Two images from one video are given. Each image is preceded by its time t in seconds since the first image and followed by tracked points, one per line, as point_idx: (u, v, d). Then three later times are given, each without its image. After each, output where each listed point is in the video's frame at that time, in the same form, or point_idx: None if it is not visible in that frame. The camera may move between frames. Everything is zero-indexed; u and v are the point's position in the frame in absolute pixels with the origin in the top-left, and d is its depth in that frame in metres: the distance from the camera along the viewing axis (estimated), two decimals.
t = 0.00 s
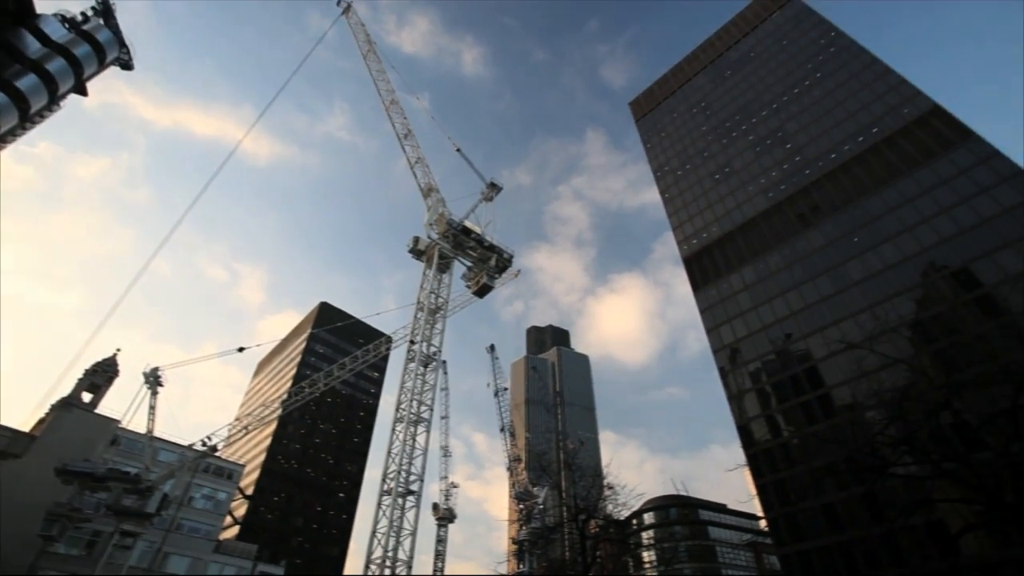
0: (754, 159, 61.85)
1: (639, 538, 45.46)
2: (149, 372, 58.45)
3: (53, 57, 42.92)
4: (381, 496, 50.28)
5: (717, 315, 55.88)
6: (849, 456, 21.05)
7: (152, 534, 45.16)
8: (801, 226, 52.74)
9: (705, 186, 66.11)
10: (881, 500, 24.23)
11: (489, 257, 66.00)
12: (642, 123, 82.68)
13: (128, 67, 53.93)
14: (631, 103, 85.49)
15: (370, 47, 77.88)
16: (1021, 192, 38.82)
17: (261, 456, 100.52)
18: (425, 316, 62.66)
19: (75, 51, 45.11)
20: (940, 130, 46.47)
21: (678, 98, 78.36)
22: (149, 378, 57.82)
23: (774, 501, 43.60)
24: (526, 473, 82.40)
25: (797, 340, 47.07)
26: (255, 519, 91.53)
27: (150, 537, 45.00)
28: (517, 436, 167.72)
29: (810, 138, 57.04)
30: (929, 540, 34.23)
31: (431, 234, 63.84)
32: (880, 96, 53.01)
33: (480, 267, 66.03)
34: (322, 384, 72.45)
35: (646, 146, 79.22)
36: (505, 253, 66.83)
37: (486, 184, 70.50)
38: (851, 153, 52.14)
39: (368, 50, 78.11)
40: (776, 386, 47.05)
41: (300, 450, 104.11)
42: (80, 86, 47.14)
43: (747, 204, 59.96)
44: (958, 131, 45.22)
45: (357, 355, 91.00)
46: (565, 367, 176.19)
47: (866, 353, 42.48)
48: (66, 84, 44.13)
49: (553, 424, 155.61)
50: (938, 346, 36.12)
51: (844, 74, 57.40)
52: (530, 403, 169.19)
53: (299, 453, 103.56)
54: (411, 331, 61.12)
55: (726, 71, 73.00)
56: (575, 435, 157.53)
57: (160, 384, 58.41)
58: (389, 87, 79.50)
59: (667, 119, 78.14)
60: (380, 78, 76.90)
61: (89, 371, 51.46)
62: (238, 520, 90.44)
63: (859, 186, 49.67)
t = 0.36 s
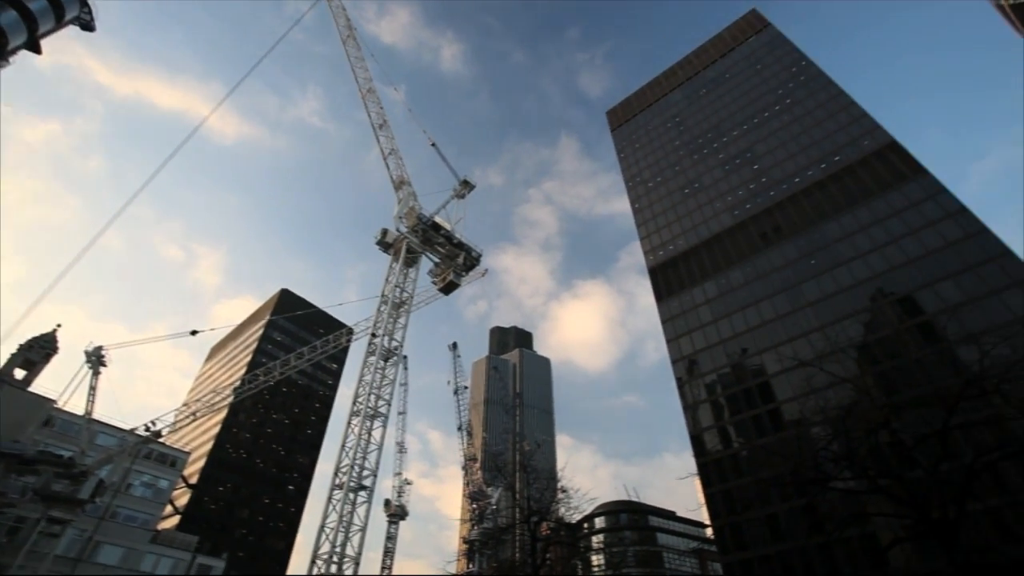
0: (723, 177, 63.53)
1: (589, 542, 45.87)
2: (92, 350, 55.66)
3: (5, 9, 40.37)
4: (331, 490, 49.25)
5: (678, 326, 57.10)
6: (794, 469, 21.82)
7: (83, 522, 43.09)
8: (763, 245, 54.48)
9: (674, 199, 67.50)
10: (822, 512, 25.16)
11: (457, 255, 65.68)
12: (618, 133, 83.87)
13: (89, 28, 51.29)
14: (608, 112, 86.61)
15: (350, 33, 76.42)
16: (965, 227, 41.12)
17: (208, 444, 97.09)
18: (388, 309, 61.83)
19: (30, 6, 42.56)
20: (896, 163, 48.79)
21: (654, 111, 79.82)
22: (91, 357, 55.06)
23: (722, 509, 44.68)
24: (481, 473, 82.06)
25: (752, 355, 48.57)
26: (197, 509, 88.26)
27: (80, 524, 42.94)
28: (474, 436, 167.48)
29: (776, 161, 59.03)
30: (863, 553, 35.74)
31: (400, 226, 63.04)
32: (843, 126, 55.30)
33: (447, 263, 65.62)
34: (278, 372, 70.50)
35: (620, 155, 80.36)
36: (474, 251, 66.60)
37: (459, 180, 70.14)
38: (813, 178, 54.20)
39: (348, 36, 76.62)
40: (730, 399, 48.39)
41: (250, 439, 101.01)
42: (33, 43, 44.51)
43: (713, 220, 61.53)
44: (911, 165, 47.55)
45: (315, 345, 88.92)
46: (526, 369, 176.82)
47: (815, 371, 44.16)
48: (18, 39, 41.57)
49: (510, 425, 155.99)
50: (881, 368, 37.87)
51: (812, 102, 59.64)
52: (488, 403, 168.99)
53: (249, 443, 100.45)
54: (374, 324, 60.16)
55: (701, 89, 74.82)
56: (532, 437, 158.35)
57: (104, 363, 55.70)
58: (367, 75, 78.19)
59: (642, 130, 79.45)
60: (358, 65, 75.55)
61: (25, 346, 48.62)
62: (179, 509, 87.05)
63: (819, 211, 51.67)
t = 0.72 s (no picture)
0: (695, 190, 64.88)
1: (546, 544, 46.08)
2: (37, 328, 52.89)
3: None
4: (287, 483, 48.10)
5: (644, 334, 57.99)
6: (748, 478, 22.37)
7: (16, 508, 40.90)
8: (730, 259, 55.86)
9: (647, 209, 68.55)
10: (772, 521, 25.84)
11: (429, 251, 65.18)
12: (596, 140, 84.71)
13: None
14: (587, 118, 87.43)
15: (333, 19, 74.97)
16: (919, 253, 43.05)
17: (159, 431, 93.60)
18: (355, 302, 60.88)
19: None
20: (859, 187, 50.74)
21: (632, 121, 80.95)
22: (36, 335, 52.32)
23: (677, 516, 45.48)
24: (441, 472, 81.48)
25: (714, 366, 49.73)
26: (143, 498, 84.90)
27: (12, 510, 40.74)
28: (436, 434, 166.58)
29: (747, 179, 60.62)
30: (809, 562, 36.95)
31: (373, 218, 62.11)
32: (812, 149, 57.21)
33: (419, 259, 65.02)
34: (237, 360, 68.53)
35: (597, 162, 81.15)
36: (446, 248, 66.15)
37: (435, 176, 69.62)
38: (781, 197, 55.87)
39: (331, 21, 75.18)
40: (690, 408, 49.39)
41: (204, 428, 97.83)
42: None
43: (683, 232, 62.75)
44: (873, 191, 49.56)
45: (278, 334, 86.83)
46: (492, 368, 176.81)
47: (773, 384, 45.49)
48: None
49: (473, 424, 155.75)
50: (835, 384, 39.27)
51: (784, 123, 61.53)
52: (452, 401, 168.27)
53: (202, 431, 97.24)
54: (340, 316, 59.12)
55: (679, 103, 76.29)
56: (494, 437, 158.47)
57: (49, 342, 53.01)
58: (348, 63, 76.86)
59: (620, 138, 80.38)
60: (339, 52, 74.20)
61: None
62: (123, 498, 83.59)
63: (784, 229, 53.31)
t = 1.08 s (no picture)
0: (670, 201, 66.01)
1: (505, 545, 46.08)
2: None
3: None
4: (243, 475, 46.90)
5: (612, 339, 58.66)
6: (707, 484, 22.82)
7: None
8: (700, 271, 57.04)
9: (623, 216, 69.38)
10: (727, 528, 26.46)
11: (403, 245, 64.57)
12: (576, 144, 85.46)
13: None
14: (568, 123, 88.15)
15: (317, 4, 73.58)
16: (878, 275, 44.80)
17: (109, 416, 89.98)
18: (324, 292, 59.80)
19: None
20: (825, 208, 52.52)
21: (612, 129, 81.97)
22: None
23: (635, 520, 46.09)
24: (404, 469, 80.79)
25: (679, 375, 50.68)
26: (88, 486, 81.43)
27: None
28: (400, 429, 164.89)
29: (720, 193, 62.03)
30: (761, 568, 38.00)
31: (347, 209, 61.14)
32: (784, 168, 58.96)
33: (391, 253, 64.33)
34: (197, 346, 66.41)
35: (576, 166, 81.85)
36: (420, 244, 65.63)
37: (413, 171, 69.02)
38: (751, 213, 57.41)
39: (315, 6, 73.79)
40: (654, 414, 50.19)
41: (158, 415, 94.51)
42: None
43: (656, 241, 63.77)
44: (838, 213, 51.40)
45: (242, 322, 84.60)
46: (460, 367, 176.22)
47: (735, 395, 46.67)
48: None
49: (438, 422, 154.75)
50: (793, 397, 40.51)
51: (758, 141, 63.26)
52: (418, 397, 166.94)
53: (156, 418, 93.91)
54: (308, 306, 58.00)
55: (660, 114, 77.53)
56: (458, 436, 157.84)
57: None
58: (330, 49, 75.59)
59: (600, 145, 81.28)
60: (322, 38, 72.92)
61: None
62: (66, 485, 80.01)
63: (753, 244, 54.76)
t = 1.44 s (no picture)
0: (644, 210, 67.06)
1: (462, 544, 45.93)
2: None
3: None
4: (196, 465, 45.50)
5: (580, 343, 59.17)
6: (665, 491, 23.17)
7: None
8: (669, 280, 58.09)
9: (597, 222, 70.09)
10: (682, 534, 26.88)
11: (375, 238, 63.75)
12: (555, 148, 85.93)
13: None
14: (548, 126, 88.62)
15: None
16: (838, 294, 46.44)
17: (54, 398, 86.07)
18: (291, 281, 58.50)
19: None
20: (792, 226, 54.16)
21: (591, 135, 82.79)
22: None
23: (594, 523, 46.49)
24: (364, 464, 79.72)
25: (643, 382, 51.47)
26: (27, 471, 77.69)
27: None
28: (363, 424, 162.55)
29: (692, 205, 63.34)
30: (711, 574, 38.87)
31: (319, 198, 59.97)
32: (755, 185, 60.55)
33: (363, 245, 63.43)
34: (153, 330, 64.03)
35: (554, 170, 82.30)
36: (393, 237, 64.85)
37: (389, 163, 68.21)
38: (721, 227, 58.79)
39: None
40: (617, 420, 50.82)
41: (108, 399, 90.87)
42: None
43: (629, 248, 64.65)
44: (803, 232, 53.09)
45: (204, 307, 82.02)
46: (427, 363, 174.87)
47: (697, 404, 47.65)
48: None
49: (401, 418, 153.09)
50: (752, 408, 41.62)
51: (731, 157, 64.81)
52: (382, 392, 164.94)
53: (105, 403, 90.27)
54: (273, 294, 56.65)
55: (638, 124, 78.66)
56: (422, 433, 156.49)
57: None
58: (311, 34, 74.11)
59: (578, 150, 81.96)
60: (303, 22, 71.47)
61: None
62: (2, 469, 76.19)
63: (721, 258, 56.08)
